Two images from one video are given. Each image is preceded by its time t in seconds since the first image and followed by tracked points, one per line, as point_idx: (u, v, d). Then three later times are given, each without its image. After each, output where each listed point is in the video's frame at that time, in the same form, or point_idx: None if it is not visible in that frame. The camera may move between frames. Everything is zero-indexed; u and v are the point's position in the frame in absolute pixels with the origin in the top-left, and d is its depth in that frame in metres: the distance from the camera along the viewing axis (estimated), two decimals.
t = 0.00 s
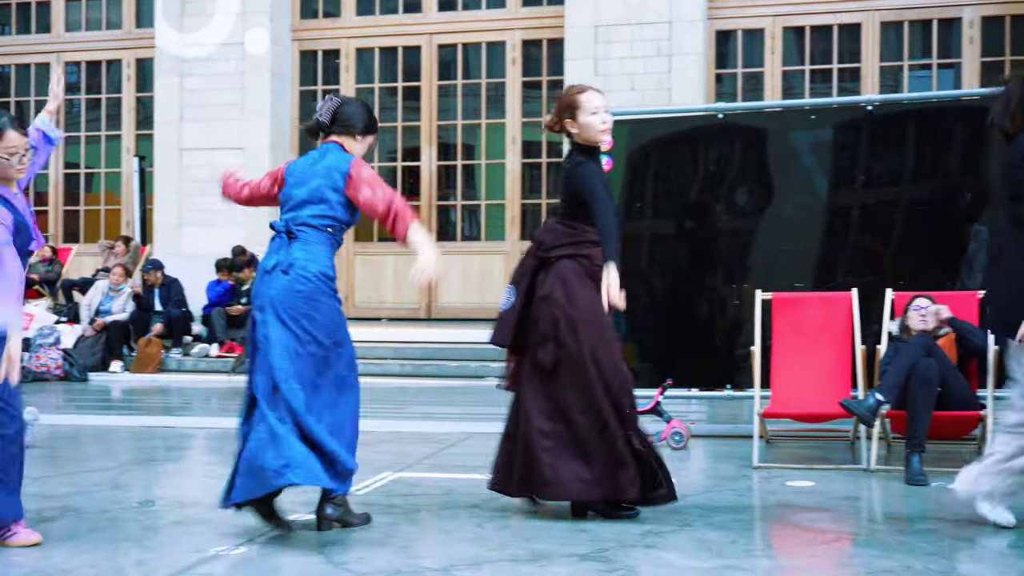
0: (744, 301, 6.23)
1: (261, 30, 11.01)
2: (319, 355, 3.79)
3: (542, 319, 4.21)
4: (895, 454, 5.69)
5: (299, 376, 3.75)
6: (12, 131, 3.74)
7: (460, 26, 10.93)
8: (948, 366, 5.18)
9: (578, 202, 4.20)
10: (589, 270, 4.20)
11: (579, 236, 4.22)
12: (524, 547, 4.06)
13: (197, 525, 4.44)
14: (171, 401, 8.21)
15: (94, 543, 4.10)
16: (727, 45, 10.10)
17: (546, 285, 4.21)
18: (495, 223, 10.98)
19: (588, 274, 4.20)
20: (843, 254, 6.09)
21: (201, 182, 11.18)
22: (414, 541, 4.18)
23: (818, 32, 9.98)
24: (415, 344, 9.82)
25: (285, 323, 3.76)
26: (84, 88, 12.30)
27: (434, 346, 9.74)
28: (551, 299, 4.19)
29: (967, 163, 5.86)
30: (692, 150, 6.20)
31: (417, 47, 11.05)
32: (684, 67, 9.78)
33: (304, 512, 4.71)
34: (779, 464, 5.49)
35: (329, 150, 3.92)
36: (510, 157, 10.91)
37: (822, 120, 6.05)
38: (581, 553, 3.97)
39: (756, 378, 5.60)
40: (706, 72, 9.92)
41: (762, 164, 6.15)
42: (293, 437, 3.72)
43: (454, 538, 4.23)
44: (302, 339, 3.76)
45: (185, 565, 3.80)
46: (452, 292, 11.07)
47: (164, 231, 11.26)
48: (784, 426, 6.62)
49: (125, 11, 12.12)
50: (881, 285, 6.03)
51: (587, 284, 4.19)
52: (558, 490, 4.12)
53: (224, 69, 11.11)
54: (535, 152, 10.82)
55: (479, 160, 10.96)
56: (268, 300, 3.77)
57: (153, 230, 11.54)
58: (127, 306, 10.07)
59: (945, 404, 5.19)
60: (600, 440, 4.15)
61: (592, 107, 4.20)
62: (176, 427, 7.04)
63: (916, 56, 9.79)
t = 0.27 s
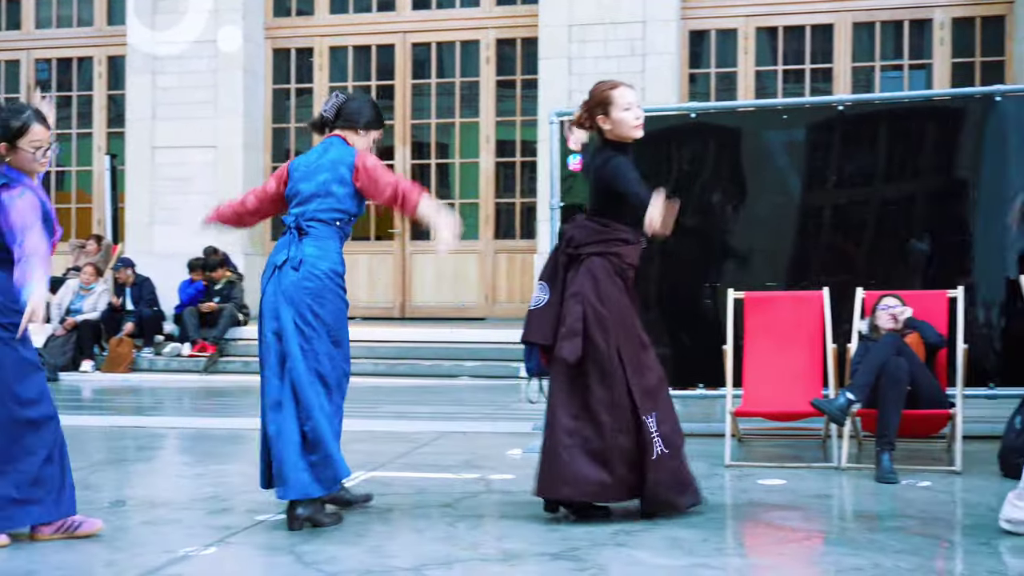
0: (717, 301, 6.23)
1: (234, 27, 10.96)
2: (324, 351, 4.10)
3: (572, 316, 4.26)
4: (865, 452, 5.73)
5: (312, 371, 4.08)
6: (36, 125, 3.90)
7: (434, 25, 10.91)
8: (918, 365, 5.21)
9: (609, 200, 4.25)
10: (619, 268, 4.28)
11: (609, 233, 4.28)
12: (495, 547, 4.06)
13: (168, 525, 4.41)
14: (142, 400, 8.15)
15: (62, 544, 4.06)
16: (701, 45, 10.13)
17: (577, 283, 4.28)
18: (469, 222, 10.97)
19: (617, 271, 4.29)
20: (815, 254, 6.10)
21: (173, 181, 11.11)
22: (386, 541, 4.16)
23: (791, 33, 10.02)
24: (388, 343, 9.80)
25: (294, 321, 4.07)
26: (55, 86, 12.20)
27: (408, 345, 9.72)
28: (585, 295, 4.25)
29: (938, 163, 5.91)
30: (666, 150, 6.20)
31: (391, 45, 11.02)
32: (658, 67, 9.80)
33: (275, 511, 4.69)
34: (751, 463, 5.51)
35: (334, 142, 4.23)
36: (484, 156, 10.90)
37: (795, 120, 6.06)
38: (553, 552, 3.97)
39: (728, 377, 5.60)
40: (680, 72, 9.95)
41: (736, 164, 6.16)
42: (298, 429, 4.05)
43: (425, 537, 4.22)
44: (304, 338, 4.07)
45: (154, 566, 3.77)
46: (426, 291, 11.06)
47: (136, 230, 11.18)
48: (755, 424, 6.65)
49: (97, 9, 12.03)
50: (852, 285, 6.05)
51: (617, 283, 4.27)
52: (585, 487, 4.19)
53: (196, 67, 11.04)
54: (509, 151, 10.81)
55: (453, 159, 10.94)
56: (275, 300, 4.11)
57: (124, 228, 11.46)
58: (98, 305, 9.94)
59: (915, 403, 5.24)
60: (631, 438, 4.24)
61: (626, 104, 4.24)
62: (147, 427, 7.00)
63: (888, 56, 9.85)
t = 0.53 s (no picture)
0: (693, 300, 6.24)
1: (210, 26, 10.91)
2: (318, 357, 4.17)
3: (590, 321, 4.37)
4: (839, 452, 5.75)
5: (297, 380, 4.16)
6: (56, 128, 3.85)
7: (411, 24, 10.88)
8: (891, 365, 5.24)
9: (629, 206, 4.30)
10: (637, 274, 4.33)
11: (628, 238, 4.33)
12: (470, 547, 4.05)
13: (141, 526, 4.38)
14: (116, 401, 8.09)
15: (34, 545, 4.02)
16: (678, 46, 10.15)
17: (595, 290, 4.37)
18: (446, 222, 10.96)
19: (635, 277, 4.34)
20: (790, 254, 6.12)
21: (148, 180, 11.04)
22: (361, 541, 4.15)
23: (767, 34, 10.06)
24: (365, 343, 9.77)
25: (284, 330, 4.16)
26: (29, 84, 12.11)
27: (385, 345, 9.70)
28: (598, 301, 4.35)
29: (913, 163, 5.94)
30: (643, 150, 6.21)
31: (368, 45, 10.99)
32: (635, 67, 9.82)
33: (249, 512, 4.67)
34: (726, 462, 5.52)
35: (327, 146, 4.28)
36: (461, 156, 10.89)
37: (771, 121, 6.06)
38: (528, 552, 3.96)
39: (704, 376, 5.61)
40: (657, 72, 9.96)
41: (712, 165, 6.15)
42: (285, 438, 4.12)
43: (400, 537, 4.21)
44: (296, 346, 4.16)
45: (127, 567, 3.74)
46: (403, 291, 11.04)
47: (110, 230, 11.11)
48: (731, 424, 6.68)
49: (71, 7, 11.95)
50: (828, 284, 6.08)
51: (635, 289, 4.33)
52: (600, 489, 4.31)
53: (172, 66, 10.97)
54: (486, 150, 10.80)
55: (431, 159, 10.92)
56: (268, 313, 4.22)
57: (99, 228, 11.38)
58: (71, 305, 10.00)
59: (889, 402, 5.25)
60: (648, 443, 4.32)
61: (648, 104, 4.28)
62: (121, 428, 6.95)
63: (863, 57, 9.90)
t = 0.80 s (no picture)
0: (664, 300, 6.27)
1: (181, 25, 10.84)
2: (314, 353, 4.18)
3: (613, 317, 4.35)
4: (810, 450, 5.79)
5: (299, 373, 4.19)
6: (72, 127, 3.79)
7: (384, 24, 10.86)
8: (862, 364, 5.26)
9: (649, 198, 4.25)
10: (656, 268, 4.28)
11: (648, 231, 4.29)
12: (442, 547, 4.04)
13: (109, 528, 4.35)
14: (86, 402, 8.03)
15: None
16: (651, 47, 10.18)
17: (616, 285, 4.33)
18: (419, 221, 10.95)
19: (656, 270, 4.28)
20: (761, 254, 6.12)
21: (119, 179, 10.96)
22: (331, 542, 4.13)
23: (740, 35, 10.10)
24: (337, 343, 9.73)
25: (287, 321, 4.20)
26: None
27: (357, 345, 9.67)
28: (618, 296, 4.32)
29: (883, 163, 5.98)
30: (616, 150, 6.23)
31: (341, 44, 10.96)
32: (608, 68, 9.83)
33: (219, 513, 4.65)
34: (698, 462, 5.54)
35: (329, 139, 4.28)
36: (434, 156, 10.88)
37: (743, 121, 6.05)
38: (499, 552, 3.95)
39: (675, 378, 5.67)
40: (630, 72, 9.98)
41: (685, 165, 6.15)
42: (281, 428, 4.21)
43: (370, 538, 4.19)
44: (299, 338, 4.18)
45: (93, 569, 3.71)
46: (376, 292, 11.01)
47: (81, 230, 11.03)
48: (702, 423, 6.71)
49: (41, 4, 11.85)
50: (799, 284, 6.10)
51: (655, 284, 4.28)
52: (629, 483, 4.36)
53: (143, 65, 10.90)
54: (459, 150, 10.79)
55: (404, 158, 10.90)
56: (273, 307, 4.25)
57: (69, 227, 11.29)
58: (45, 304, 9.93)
59: (859, 401, 5.25)
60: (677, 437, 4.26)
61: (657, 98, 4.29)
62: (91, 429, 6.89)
63: (835, 59, 9.95)
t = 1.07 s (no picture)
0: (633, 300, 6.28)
1: (149, 23, 10.76)
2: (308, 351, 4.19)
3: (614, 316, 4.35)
4: (777, 449, 5.81)
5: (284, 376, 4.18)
6: (52, 123, 3.70)
7: (354, 23, 10.82)
8: (829, 363, 5.30)
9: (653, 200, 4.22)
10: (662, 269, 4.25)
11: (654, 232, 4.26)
12: (408, 547, 4.02)
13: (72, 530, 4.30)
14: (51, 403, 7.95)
15: None
16: (621, 47, 10.20)
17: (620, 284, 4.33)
18: (389, 221, 10.92)
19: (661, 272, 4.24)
20: (731, 254, 6.15)
21: (86, 178, 10.86)
22: (296, 543, 4.11)
23: (709, 36, 10.14)
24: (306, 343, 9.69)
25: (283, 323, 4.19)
26: None
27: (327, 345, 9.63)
28: (619, 296, 4.32)
29: (852, 163, 6.01)
30: (586, 149, 6.24)
31: (311, 43, 10.92)
32: (578, 68, 9.84)
33: (183, 514, 4.61)
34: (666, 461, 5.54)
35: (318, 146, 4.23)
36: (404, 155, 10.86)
37: (712, 121, 6.09)
38: (465, 552, 3.94)
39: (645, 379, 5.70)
40: (600, 73, 9.99)
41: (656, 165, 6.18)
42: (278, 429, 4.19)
43: (336, 538, 4.17)
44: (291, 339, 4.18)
45: (54, 571, 3.67)
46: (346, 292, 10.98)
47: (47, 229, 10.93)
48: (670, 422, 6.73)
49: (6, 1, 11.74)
50: (767, 285, 6.12)
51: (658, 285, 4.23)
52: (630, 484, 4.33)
53: (110, 63, 10.80)
54: (429, 150, 10.77)
55: (374, 158, 10.87)
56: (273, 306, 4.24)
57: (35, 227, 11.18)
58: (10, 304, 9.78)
59: (826, 401, 5.28)
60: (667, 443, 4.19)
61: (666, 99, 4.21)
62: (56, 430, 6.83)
63: (803, 60, 10.00)
